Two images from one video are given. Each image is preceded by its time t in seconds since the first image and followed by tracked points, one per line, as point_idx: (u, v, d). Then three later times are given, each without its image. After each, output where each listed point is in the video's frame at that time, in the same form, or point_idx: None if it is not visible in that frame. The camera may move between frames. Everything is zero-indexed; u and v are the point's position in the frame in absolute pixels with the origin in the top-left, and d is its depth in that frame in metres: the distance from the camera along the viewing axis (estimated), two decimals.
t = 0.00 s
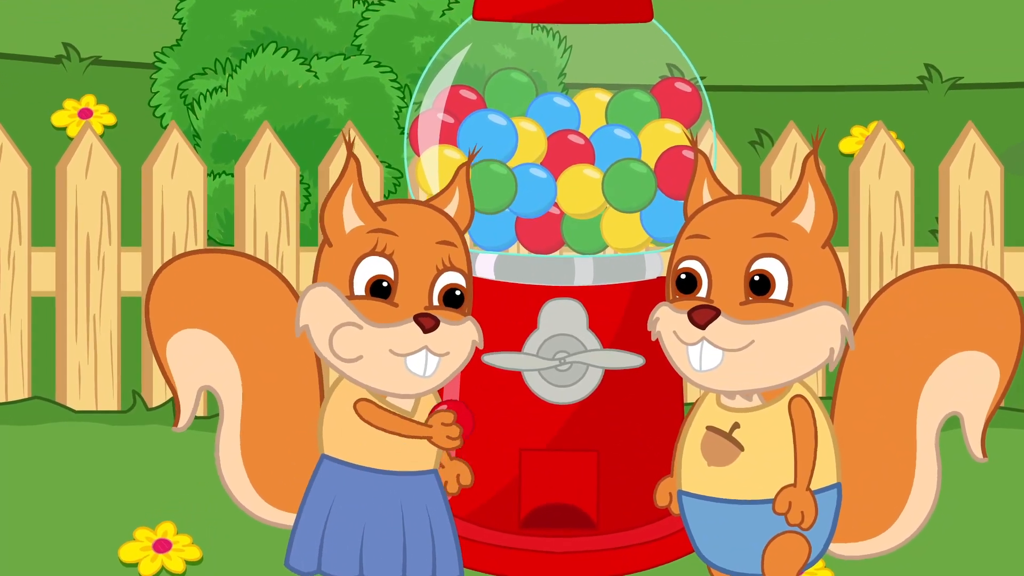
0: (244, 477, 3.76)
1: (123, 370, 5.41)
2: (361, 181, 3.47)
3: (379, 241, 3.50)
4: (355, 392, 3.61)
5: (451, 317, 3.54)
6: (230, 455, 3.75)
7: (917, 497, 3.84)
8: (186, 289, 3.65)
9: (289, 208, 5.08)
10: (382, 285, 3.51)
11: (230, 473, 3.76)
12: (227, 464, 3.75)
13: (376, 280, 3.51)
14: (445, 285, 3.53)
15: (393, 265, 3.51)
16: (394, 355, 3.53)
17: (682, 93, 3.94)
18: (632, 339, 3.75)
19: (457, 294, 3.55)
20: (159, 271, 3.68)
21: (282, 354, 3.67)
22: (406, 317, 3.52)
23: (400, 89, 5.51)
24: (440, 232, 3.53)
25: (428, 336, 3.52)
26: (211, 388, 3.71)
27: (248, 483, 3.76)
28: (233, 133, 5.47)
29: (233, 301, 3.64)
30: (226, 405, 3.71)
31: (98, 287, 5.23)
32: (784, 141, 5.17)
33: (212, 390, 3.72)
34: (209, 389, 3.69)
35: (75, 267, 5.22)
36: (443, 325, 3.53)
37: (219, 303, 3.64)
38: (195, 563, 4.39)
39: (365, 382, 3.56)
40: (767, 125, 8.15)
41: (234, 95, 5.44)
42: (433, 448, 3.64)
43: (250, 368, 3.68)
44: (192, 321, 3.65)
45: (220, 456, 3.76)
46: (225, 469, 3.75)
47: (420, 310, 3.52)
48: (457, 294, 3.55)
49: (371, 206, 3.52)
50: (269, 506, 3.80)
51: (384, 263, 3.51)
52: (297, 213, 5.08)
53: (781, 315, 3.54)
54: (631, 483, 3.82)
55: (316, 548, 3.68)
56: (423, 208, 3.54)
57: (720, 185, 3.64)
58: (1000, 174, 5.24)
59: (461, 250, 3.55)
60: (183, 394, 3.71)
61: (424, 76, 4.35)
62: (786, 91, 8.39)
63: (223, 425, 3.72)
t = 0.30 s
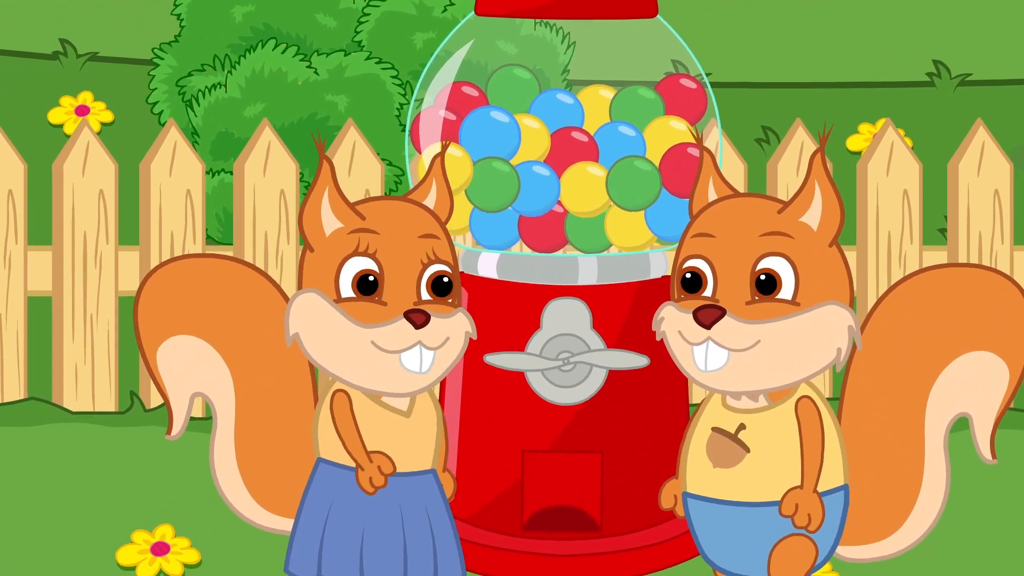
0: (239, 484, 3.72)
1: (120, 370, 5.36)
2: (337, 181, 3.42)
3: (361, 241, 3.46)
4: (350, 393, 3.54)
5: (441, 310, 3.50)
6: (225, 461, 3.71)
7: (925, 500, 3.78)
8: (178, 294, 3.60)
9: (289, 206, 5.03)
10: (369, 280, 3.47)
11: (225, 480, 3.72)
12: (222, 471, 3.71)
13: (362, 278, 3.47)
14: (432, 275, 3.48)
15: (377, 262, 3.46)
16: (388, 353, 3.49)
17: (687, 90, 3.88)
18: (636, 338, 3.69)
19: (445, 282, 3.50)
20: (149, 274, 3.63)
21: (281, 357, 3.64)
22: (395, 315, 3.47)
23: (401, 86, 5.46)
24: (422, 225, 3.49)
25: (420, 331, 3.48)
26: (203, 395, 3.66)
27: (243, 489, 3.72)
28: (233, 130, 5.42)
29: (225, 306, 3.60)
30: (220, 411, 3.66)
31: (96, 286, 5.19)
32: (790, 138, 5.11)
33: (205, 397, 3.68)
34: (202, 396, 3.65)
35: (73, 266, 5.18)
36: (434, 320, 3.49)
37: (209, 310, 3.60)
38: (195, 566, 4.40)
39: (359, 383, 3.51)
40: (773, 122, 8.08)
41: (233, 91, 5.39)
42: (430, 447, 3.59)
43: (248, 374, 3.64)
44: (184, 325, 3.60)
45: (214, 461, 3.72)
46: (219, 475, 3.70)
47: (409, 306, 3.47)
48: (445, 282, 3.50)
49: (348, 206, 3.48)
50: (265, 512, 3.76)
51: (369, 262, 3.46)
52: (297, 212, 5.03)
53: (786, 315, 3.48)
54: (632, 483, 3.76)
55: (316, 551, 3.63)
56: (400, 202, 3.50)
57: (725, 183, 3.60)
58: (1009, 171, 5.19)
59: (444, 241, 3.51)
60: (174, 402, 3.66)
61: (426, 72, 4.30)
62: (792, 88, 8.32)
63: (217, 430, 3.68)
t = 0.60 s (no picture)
0: (234, 492, 3.67)
1: (117, 370, 5.31)
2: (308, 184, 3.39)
3: (337, 243, 3.43)
4: (341, 395, 3.50)
5: (424, 305, 3.47)
6: (218, 472, 3.66)
7: (933, 503, 3.74)
8: (161, 304, 3.57)
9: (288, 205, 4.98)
10: (349, 280, 3.43)
11: (219, 489, 3.67)
12: (215, 480, 3.66)
13: (342, 277, 3.43)
14: (413, 269, 3.46)
15: (355, 263, 3.44)
16: (375, 355, 3.45)
17: (693, 86, 3.82)
18: (641, 339, 3.64)
19: (427, 275, 3.48)
20: (131, 286, 3.60)
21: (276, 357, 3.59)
22: (378, 315, 3.45)
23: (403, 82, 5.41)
24: (397, 221, 3.47)
25: (405, 328, 3.45)
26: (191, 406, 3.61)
27: (238, 497, 3.68)
28: (232, 127, 5.38)
29: (209, 314, 3.56)
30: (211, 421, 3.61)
31: (93, 286, 5.14)
32: (797, 135, 5.06)
33: (193, 408, 3.63)
34: (190, 407, 3.60)
35: (69, 264, 5.13)
36: (418, 316, 3.46)
37: (197, 320, 3.56)
38: (194, 569, 4.37)
39: (348, 387, 3.46)
40: (779, 119, 8.03)
41: (232, 88, 5.34)
42: (424, 446, 3.54)
43: (231, 382, 3.59)
44: (171, 335, 3.56)
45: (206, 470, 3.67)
46: (212, 485, 3.66)
47: (392, 304, 3.45)
48: (426, 275, 3.48)
49: (320, 208, 3.45)
50: (262, 519, 3.71)
51: (347, 262, 3.43)
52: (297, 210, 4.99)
53: (792, 314, 3.43)
54: (633, 484, 3.70)
55: (315, 554, 3.57)
56: (372, 200, 3.48)
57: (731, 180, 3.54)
58: (1018, 169, 5.14)
59: (421, 235, 3.49)
60: (162, 414, 3.61)
61: (428, 68, 4.24)
62: (797, 85, 8.27)
63: (208, 439, 3.63)
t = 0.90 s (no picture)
0: (240, 485, 3.64)
1: (115, 371, 5.28)
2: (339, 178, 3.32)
3: (363, 239, 3.36)
4: (356, 395, 3.46)
5: (447, 308, 3.41)
6: (226, 462, 3.62)
7: (941, 506, 3.70)
8: (177, 291, 3.51)
9: (288, 203, 4.94)
10: (373, 279, 3.38)
11: (225, 481, 3.63)
12: (222, 470, 3.62)
13: (366, 276, 3.37)
14: (438, 272, 3.40)
15: (381, 261, 3.37)
16: (394, 355, 3.40)
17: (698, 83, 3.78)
18: (645, 339, 3.60)
19: (451, 279, 3.41)
20: (148, 269, 3.54)
21: (278, 354, 3.54)
22: (401, 315, 3.39)
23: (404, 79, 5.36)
24: (426, 222, 3.40)
25: (426, 330, 3.39)
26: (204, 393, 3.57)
27: (245, 490, 3.64)
28: (230, 125, 5.33)
29: (224, 302, 3.51)
30: (222, 410, 3.57)
31: (90, 286, 5.10)
32: (803, 133, 5.01)
33: (205, 395, 3.58)
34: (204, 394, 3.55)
35: (66, 264, 5.09)
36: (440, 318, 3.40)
37: (214, 305, 3.51)
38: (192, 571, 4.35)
39: (364, 386, 3.43)
40: (786, 117, 7.98)
41: (230, 85, 5.29)
42: (436, 450, 3.49)
43: (244, 365, 3.54)
44: (184, 321, 3.52)
45: (214, 461, 3.63)
46: (218, 475, 3.62)
47: (415, 305, 3.39)
48: (450, 278, 3.41)
49: (349, 203, 3.38)
50: (268, 515, 3.68)
51: (372, 260, 3.37)
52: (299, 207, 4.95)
53: (801, 314, 3.39)
54: (637, 485, 3.66)
55: (316, 556, 3.54)
56: (404, 198, 3.41)
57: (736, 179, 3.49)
58: None
59: (449, 238, 3.42)
60: (174, 399, 3.56)
61: (430, 65, 4.19)
62: (804, 82, 8.22)
63: (217, 429, 3.59)
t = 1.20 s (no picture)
0: (236, 491, 3.59)
1: (113, 372, 5.23)
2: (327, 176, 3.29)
3: (353, 238, 3.33)
4: (351, 396, 3.41)
5: (440, 305, 3.36)
6: (221, 468, 3.57)
7: (949, 508, 3.64)
8: (170, 294, 3.46)
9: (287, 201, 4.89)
10: (364, 278, 3.33)
11: (220, 487, 3.59)
12: (217, 477, 3.57)
13: (356, 274, 3.33)
14: (429, 269, 3.36)
15: (371, 260, 3.33)
16: (387, 355, 3.35)
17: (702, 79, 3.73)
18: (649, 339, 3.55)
19: (444, 275, 3.37)
20: (140, 272, 3.49)
21: (275, 354, 3.49)
22: (393, 314, 3.34)
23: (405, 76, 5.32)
24: (416, 219, 3.36)
25: (419, 329, 3.34)
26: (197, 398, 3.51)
27: (241, 496, 3.59)
28: (229, 122, 5.28)
29: (217, 306, 3.46)
30: (215, 415, 3.52)
31: (87, 285, 5.06)
32: (810, 130, 4.96)
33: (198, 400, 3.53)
34: (196, 400, 3.50)
35: (62, 263, 5.04)
36: (434, 316, 3.35)
37: (205, 309, 3.46)
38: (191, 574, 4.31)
39: (358, 386, 3.37)
40: (792, 114, 7.93)
41: (230, 82, 5.25)
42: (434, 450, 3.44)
43: (236, 369, 3.49)
44: (177, 326, 3.46)
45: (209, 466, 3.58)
46: (213, 482, 3.57)
47: (407, 304, 3.35)
48: (443, 276, 3.37)
49: (337, 201, 3.34)
50: (265, 520, 3.63)
51: (362, 258, 3.33)
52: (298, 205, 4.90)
53: (807, 313, 3.34)
54: (642, 487, 3.61)
55: (315, 559, 3.49)
56: (392, 195, 3.37)
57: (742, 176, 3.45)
58: None
59: (440, 234, 3.39)
60: (167, 406, 3.51)
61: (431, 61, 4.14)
62: (810, 79, 8.17)
63: (212, 434, 3.53)
